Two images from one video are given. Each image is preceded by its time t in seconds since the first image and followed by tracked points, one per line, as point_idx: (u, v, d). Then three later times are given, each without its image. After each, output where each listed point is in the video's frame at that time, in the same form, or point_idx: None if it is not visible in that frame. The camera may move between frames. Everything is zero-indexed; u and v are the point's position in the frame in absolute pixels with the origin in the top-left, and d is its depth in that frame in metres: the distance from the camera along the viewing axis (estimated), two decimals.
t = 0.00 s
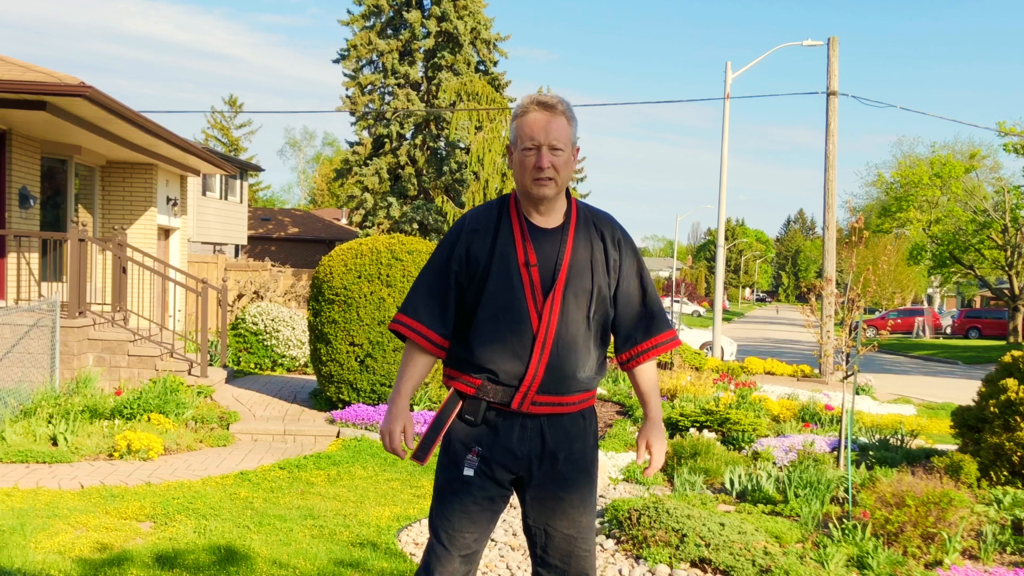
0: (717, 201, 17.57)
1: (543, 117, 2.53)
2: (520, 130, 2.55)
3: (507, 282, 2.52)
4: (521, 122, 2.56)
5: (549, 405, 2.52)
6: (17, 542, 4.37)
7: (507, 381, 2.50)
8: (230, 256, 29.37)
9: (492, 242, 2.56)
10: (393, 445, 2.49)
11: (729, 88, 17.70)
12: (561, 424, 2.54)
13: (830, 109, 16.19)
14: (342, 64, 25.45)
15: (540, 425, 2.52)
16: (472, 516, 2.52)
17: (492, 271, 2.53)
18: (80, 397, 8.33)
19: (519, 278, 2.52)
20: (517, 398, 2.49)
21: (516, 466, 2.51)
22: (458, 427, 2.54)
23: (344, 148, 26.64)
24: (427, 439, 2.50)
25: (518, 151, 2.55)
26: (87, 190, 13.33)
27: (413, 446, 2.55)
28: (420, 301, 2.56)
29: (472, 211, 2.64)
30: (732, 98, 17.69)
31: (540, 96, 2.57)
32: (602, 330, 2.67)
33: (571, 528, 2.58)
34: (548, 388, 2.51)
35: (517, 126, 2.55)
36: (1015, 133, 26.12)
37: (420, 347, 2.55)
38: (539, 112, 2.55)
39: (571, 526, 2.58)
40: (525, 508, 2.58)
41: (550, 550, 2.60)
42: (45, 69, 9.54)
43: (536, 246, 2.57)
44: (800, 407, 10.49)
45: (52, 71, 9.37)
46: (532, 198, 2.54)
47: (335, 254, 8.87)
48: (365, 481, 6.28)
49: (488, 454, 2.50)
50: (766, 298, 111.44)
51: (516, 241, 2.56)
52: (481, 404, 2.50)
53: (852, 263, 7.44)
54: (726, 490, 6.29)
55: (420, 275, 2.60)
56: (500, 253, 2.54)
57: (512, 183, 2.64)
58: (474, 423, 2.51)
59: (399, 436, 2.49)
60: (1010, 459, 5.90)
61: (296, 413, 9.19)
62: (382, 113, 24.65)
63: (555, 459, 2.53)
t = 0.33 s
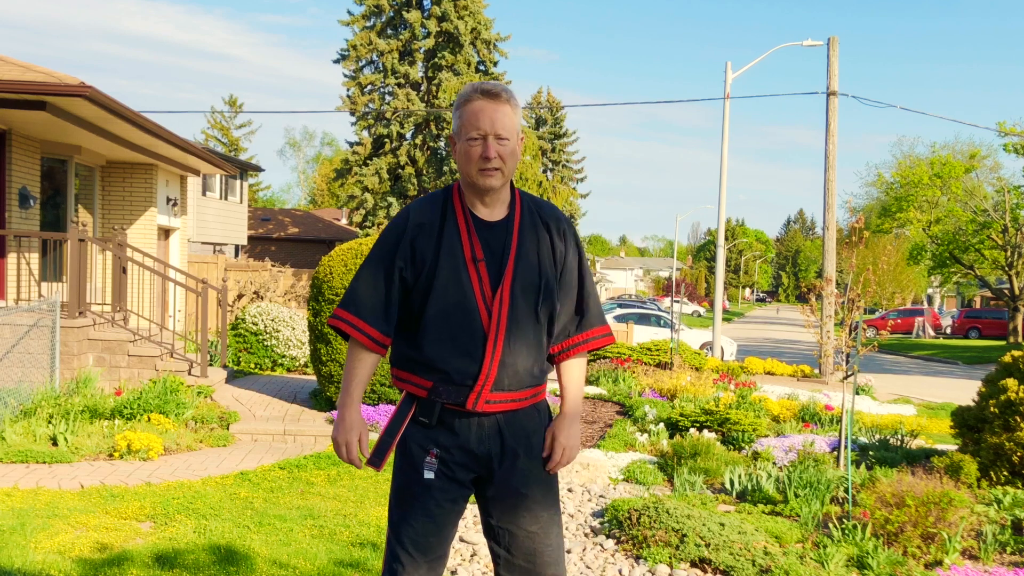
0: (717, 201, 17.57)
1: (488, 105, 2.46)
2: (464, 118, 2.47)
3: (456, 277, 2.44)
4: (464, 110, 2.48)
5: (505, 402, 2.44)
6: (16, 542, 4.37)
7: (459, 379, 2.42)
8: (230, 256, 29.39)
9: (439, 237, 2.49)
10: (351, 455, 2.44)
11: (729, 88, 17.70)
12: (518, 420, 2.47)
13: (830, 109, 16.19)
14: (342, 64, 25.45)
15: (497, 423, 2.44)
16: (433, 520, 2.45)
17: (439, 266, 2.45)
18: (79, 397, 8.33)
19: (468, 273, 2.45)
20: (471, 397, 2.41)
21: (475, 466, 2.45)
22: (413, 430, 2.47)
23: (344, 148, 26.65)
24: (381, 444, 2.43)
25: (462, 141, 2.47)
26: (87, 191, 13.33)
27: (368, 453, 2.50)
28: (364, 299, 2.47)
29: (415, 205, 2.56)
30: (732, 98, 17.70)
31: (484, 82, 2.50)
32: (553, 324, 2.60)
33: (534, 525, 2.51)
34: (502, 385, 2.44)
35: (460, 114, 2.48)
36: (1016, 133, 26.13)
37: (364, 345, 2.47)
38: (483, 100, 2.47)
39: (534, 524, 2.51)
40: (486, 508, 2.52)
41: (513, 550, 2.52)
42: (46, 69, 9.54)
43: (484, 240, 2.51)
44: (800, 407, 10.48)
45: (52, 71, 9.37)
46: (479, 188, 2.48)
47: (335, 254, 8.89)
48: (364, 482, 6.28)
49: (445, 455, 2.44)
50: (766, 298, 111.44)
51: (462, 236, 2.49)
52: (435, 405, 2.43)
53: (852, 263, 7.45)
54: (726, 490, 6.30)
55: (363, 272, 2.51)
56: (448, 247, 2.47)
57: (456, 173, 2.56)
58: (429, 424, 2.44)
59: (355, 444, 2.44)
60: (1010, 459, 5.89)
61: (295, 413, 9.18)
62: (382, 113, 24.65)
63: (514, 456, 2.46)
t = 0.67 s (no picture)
0: (717, 201, 17.58)
1: (480, 108, 2.46)
2: (457, 122, 2.47)
3: (452, 277, 2.44)
4: (456, 113, 2.48)
5: (504, 401, 2.43)
6: (17, 542, 4.37)
7: (457, 379, 2.42)
8: (229, 256, 29.40)
9: (434, 238, 2.49)
10: (352, 458, 2.46)
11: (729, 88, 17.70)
12: (518, 420, 2.47)
13: (830, 109, 16.19)
14: (342, 64, 25.45)
15: (496, 423, 2.44)
16: (435, 520, 2.46)
17: (435, 267, 2.45)
18: (80, 397, 8.33)
19: (463, 274, 2.45)
20: (469, 396, 2.40)
21: (474, 466, 2.45)
22: (414, 430, 2.47)
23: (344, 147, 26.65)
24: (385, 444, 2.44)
25: (455, 143, 2.48)
26: (87, 191, 13.34)
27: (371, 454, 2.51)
28: (362, 303, 2.49)
29: (411, 208, 2.56)
30: (732, 99, 17.69)
31: (476, 85, 2.49)
32: (552, 322, 2.59)
33: (521, 524, 2.51)
34: (500, 384, 2.43)
35: (453, 118, 2.47)
36: (1015, 133, 26.14)
37: (364, 349, 2.49)
38: (475, 103, 2.47)
39: (521, 522, 2.51)
40: (480, 506, 2.52)
41: (502, 548, 2.53)
42: (46, 69, 9.54)
43: (478, 241, 2.51)
44: (800, 407, 10.49)
45: (52, 71, 9.37)
46: (472, 190, 2.49)
47: (335, 254, 8.90)
48: (365, 481, 6.28)
49: (446, 455, 2.43)
50: (766, 299, 111.44)
51: (458, 236, 2.49)
52: (435, 406, 2.42)
53: (852, 263, 7.44)
54: (726, 490, 6.30)
55: (361, 276, 2.52)
56: (443, 248, 2.47)
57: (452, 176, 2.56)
58: (430, 425, 2.44)
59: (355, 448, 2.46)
60: (1010, 459, 5.89)
61: (296, 413, 9.19)
62: (382, 113, 24.64)
63: (512, 455, 2.46)
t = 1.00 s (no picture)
0: (717, 201, 17.57)
1: (494, 107, 2.47)
2: (470, 120, 2.49)
3: (458, 274, 2.44)
4: (470, 112, 2.50)
5: (504, 399, 2.43)
6: (17, 542, 4.37)
7: (458, 376, 2.41)
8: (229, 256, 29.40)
9: (441, 235, 2.49)
10: (362, 461, 2.46)
11: (729, 88, 17.71)
12: (521, 419, 2.47)
13: (830, 109, 16.19)
14: (342, 64, 25.44)
15: (498, 423, 2.44)
16: (436, 518, 2.46)
17: (442, 265, 2.45)
18: (80, 397, 8.33)
19: (468, 271, 2.45)
20: (470, 394, 2.40)
21: (476, 465, 2.45)
22: (417, 430, 2.47)
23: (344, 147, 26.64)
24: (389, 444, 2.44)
25: (467, 141, 2.49)
26: (87, 190, 13.34)
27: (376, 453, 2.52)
28: (370, 300, 2.49)
29: (421, 205, 2.57)
30: (732, 98, 17.70)
31: (491, 85, 2.51)
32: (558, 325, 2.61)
33: (523, 525, 2.51)
34: (501, 382, 2.42)
35: (467, 116, 2.49)
36: (1015, 133, 26.16)
37: (372, 347, 2.49)
38: (489, 102, 2.49)
39: (523, 523, 2.51)
40: (483, 506, 2.52)
41: (503, 548, 2.53)
42: (46, 69, 9.54)
43: (486, 239, 2.51)
44: (800, 407, 10.49)
45: (52, 71, 9.37)
46: (483, 188, 2.50)
47: (335, 254, 8.90)
48: (365, 481, 6.28)
49: (448, 454, 2.43)
50: (766, 299, 111.45)
51: (466, 234, 2.49)
52: (437, 404, 2.42)
53: (852, 263, 7.44)
54: (726, 490, 6.30)
55: (368, 272, 2.52)
56: (451, 245, 2.47)
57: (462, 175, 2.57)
58: (431, 424, 2.44)
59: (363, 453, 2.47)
60: (1010, 460, 5.89)
61: (296, 413, 9.19)
62: (382, 113, 24.64)
63: (514, 455, 2.46)
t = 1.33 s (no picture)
0: (717, 201, 17.59)
1: (495, 105, 2.47)
2: (471, 119, 2.48)
3: (459, 273, 2.44)
4: (470, 110, 2.50)
5: (504, 398, 2.43)
6: (17, 542, 4.37)
7: (459, 375, 2.41)
8: (229, 256, 29.43)
9: (442, 233, 2.49)
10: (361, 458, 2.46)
11: (729, 88, 17.71)
12: (520, 418, 2.47)
13: (830, 109, 16.20)
14: (342, 64, 25.44)
15: (497, 422, 2.44)
16: (436, 518, 2.45)
17: (442, 263, 2.45)
18: (80, 397, 8.33)
19: (469, 270, 2.45)
20: (471, 393, 2.40)
21: (476, 465, 2.45)
22: (417, 429, 2.47)
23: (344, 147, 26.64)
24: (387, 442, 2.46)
25: (468, 140, 2.49)
26: (87, 190, 13.34)
27: (374, 451, 2.52)
28: (370, 298, 2.49)
29: (422, 203, 2.56)
30: (732, 99, 17.70)
31: (492, 83, 2.52)
32: (557, 324, 2.60)
33: (522, 525, 2.51)
34: (502, 381, 2.42)
35: (468, 115, 2.49)
36: (1015, 133, 26.17)
37: (373, 345, 2.49)
38: (490, 100, 2.49)
39: (523, 523, 2.51)
40: (482, 505, 2.52)
41: (503, 547, 2.53)
42: (46, 69, 9.54)
43: (487, 238, 2.51)
44: (800, 407, 10.48)
45: (52, 71, 9.37)
46: (482, 187, 2.49)
47: (335, 254, 8.90)
48: (365, 481, 6.28)
49: (448, 454, 2.43)
50: (766, 299, 111.45)
51: (467, 233, 2.49)
52: (437, 403, 2.42)
53: (852, 263, 7.43)
54: (726, 490, 6.30)
55: (369, 270, 2.52)
56: (451, 244, 2.46)
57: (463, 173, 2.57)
58: (431, 423, 2.44)
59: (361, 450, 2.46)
60: (1010, 459, 5.89)
61: (296, 413, 9.19)
62: (382, 113, 24.65)
63: (514, 454, 2.46)
